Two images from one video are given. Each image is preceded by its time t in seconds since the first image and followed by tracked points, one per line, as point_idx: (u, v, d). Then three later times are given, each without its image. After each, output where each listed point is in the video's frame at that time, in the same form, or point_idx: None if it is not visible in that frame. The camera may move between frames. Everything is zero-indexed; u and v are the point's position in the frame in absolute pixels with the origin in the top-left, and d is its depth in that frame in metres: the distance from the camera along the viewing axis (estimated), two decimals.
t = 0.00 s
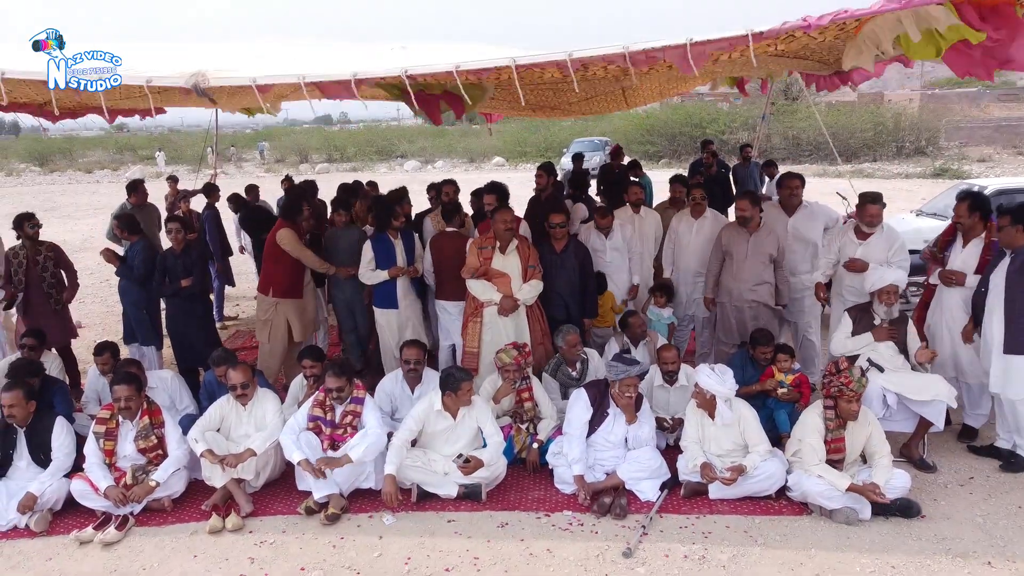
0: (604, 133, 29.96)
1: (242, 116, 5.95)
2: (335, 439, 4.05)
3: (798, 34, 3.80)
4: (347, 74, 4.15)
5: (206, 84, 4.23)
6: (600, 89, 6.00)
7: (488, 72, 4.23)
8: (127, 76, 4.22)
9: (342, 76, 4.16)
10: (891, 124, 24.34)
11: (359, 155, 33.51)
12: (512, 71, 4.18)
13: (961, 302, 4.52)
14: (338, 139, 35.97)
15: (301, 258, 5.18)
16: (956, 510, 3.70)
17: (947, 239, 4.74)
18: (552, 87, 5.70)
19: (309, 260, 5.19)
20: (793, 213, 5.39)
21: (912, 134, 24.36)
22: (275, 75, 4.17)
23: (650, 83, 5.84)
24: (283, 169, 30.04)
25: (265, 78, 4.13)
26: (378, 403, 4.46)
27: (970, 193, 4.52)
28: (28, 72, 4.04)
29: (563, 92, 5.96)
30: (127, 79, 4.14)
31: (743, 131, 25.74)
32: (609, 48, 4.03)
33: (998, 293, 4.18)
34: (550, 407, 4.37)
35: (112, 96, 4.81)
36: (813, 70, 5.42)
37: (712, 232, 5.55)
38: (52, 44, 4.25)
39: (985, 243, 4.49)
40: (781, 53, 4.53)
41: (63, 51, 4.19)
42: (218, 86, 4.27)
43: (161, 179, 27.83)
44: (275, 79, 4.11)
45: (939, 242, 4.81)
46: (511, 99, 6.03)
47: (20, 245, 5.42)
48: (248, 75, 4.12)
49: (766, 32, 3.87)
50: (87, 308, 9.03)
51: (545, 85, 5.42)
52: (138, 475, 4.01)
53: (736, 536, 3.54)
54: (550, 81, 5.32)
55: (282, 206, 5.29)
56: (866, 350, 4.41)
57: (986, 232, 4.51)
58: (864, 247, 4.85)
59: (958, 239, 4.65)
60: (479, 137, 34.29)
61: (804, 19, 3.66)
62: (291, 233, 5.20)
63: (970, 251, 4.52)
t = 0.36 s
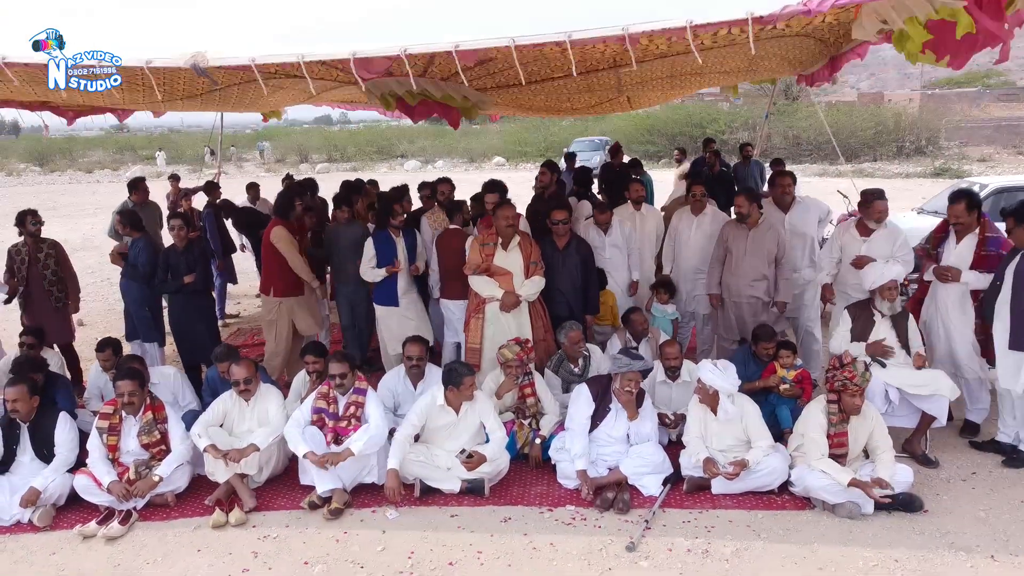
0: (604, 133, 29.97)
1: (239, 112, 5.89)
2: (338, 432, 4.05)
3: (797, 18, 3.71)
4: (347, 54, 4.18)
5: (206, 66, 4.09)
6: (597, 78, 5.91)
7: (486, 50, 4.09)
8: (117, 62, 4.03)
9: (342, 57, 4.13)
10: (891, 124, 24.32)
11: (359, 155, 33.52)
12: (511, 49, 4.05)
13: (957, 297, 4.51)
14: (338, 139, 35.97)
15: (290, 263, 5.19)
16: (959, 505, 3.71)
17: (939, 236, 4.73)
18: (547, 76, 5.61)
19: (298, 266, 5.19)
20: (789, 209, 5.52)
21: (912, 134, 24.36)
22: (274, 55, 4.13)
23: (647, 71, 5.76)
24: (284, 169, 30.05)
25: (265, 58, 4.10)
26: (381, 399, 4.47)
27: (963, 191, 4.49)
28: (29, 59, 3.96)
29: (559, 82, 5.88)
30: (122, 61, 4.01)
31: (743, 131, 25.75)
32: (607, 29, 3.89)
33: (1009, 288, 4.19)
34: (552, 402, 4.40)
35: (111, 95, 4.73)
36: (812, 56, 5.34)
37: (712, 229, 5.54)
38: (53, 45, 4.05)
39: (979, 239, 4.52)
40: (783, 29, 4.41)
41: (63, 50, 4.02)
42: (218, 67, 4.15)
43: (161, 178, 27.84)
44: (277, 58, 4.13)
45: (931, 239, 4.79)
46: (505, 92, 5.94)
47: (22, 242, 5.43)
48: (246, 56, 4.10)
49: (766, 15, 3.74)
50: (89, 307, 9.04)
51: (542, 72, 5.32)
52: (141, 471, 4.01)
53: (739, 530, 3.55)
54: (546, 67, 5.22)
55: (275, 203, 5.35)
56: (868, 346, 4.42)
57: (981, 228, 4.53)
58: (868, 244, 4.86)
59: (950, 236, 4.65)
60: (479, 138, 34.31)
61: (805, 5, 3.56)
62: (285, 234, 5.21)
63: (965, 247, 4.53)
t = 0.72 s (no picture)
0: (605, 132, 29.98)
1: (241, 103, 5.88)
2: (340, 419, 4.05)
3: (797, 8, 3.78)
4: (346, 44, 4.12)
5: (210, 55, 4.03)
6: (599, 70, 5.91)
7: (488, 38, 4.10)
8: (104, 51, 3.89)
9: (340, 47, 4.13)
10: (892, 122, 24.31)
11: (360, 154, 33.51)
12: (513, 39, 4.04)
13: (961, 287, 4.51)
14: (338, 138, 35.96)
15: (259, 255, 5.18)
16: (963, 493, 3.70)
17: (936, 227, 4.70)
18: (550, 66, 5.59)
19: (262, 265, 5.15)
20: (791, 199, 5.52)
21: (912, 133, 24.35)
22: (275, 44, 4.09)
23: (650, 62, 5.75)
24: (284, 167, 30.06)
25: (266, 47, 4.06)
26: (383, 388, 4.47)
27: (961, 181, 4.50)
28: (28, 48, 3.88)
29: (562, 73, 5.87)
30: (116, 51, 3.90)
31: (743, 130, 25.75)
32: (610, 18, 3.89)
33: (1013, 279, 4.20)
34: (555, 392, 4.39)
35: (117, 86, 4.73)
36: (817, 36, 5.33)
37: (711, 221, 5.52)
38: (53, 45, 3.90)
39: (980, 226, 4.53)
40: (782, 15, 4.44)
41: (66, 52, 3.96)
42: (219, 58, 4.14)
43: (161, 177, 27.84)
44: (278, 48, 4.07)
45: (928, 232, 4.76)
46: (509, 83, 5.93)
47: (24, 233, 5.42)
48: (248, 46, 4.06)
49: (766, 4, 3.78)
50: (90, 302, 9.04)
51: (545, 62, 5.31)
52: (143, 458, 3.98)
53: (743, 517, 3.54)
54: (550, 56, 5.22)
55: (265, 191, 5.54)
56: (872, 335, 4.42)
57: (980, 216, 4.54)
58: (867, 233, 4.86)
59: (949, 225, 4.63)
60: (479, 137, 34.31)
61: None
62: (266, 225, 5.22)
63: (967, 236, 4.53)
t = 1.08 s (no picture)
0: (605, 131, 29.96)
1: (243, 100, 5.89)
2: (342, 416, 4.04)
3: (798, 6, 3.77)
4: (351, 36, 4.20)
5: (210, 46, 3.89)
6: (601, 64, 5.91)
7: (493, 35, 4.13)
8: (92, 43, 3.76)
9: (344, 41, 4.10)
10: (892, 122, 24.30)
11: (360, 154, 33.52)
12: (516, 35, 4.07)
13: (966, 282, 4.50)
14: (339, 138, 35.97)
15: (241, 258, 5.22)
16: (965, 490, 3.69)
17: (937, 226, 4.64)
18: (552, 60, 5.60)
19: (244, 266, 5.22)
20: (800, 197, 5.46)
21: (912, 133, 24.34)
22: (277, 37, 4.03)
23: (652, 59, 5.76)
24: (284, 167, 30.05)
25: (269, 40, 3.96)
26: (384, 386, 4.46)
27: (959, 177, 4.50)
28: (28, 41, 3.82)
29: (564, 66, 5.87)
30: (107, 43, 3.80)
31: (743, 129, 25.76)
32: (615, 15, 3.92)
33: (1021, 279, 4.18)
34: (556, 390, 4.38)
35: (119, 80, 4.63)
36: (820, 36, 5.35)
37: (713, 220, 5.50)
38: (53, 45, 3.80)
39: (981, 222, 4.53)
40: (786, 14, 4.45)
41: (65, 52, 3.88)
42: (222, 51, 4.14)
43: (161, 176, 27.81)
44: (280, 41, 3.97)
45: (927, 230, 4.71)
46: (512, 77, 5.94)
47: (25, 230, 5.42)
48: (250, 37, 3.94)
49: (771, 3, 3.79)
50: (90, 301, 9.02)
51: (547, 55, 5.31)
52: (143, 457, 3.97)
53: (745, 515, 3.53)
54: (552, 50, 5.23)
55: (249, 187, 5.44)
56: (874, 332, 4.41)
57: (980, 213, 4.55)
58: (862, 232, 4.76)
59: (950, 222, 4.59)
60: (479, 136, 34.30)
61: None
62: (248, 227, 5.21)
63: (970, 232, 4.52)
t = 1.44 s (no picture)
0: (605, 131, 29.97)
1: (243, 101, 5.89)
2: (345, 416, 4.04)
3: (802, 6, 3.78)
4: (353, 30, 3.92)
5: (214, 39, 3.74)
6: (602, 65, 5.94)
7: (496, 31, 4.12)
8: (94, 37, 3.67)
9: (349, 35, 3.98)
10: (892, 122, 24.31)
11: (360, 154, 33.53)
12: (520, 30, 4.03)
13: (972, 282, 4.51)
14: (340, 138, 35.97)
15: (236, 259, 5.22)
16: (968, 490, 3.69)
17: (940, 226, 4.66)
18: (552, 60, 5.61)
19: (241, 270, 5.22)
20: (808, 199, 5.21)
21: (912, 133, 24.35)
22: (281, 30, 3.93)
23: (652, 56, 5.78)
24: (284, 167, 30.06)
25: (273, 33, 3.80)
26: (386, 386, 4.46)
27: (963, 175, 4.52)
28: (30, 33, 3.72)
29: (564, 67, 5.88)
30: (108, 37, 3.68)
31: (744, 130, 25.78)
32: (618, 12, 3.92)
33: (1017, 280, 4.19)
34: (558, 389, 4.38)
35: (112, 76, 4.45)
36: (818, 35, 5.37)
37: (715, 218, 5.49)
38: (52, 44, 3.76)
39: (985, 223, 4.53)
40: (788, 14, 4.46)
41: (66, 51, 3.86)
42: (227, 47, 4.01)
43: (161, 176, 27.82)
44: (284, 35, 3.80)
45: (931, 231, 4.73)
46: (513, 78, 5.93)
47: (27, 230, 5.42)
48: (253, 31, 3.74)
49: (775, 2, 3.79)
50: (92, 301, 9.03)
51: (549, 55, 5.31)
52: (146, 457, 3.98)
53: (748, 515, 3.53)
54: (553, 49, 5.24)
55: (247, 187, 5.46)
56: (876, 332, 4.42)
57: (984, 213, 4.55)
58: (859, 232, 4.71)
59: (954, 222, 4.60)
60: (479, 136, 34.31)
61: None
62: (244, 229, 5.22)
63: (974, 232, 4.52)
